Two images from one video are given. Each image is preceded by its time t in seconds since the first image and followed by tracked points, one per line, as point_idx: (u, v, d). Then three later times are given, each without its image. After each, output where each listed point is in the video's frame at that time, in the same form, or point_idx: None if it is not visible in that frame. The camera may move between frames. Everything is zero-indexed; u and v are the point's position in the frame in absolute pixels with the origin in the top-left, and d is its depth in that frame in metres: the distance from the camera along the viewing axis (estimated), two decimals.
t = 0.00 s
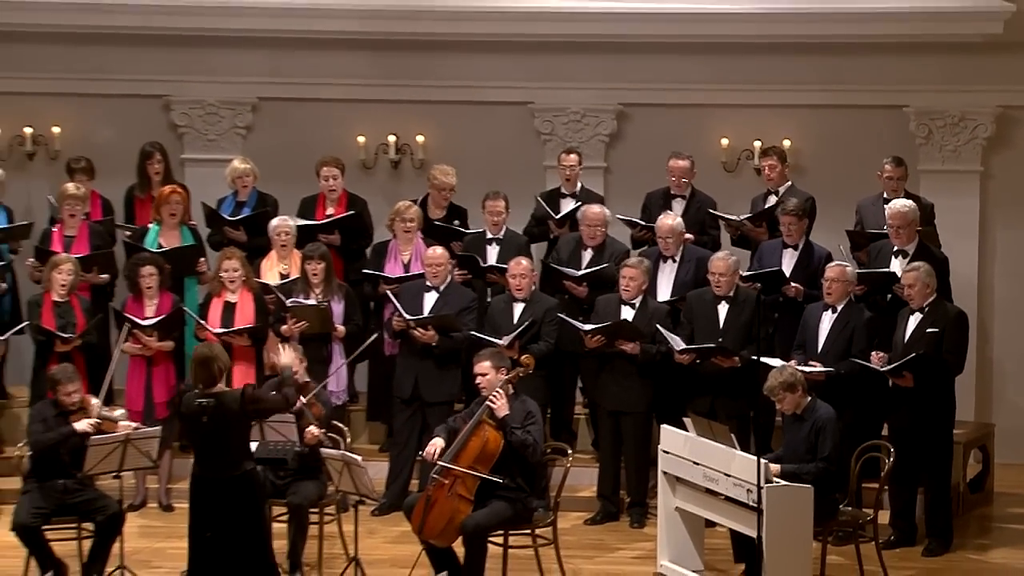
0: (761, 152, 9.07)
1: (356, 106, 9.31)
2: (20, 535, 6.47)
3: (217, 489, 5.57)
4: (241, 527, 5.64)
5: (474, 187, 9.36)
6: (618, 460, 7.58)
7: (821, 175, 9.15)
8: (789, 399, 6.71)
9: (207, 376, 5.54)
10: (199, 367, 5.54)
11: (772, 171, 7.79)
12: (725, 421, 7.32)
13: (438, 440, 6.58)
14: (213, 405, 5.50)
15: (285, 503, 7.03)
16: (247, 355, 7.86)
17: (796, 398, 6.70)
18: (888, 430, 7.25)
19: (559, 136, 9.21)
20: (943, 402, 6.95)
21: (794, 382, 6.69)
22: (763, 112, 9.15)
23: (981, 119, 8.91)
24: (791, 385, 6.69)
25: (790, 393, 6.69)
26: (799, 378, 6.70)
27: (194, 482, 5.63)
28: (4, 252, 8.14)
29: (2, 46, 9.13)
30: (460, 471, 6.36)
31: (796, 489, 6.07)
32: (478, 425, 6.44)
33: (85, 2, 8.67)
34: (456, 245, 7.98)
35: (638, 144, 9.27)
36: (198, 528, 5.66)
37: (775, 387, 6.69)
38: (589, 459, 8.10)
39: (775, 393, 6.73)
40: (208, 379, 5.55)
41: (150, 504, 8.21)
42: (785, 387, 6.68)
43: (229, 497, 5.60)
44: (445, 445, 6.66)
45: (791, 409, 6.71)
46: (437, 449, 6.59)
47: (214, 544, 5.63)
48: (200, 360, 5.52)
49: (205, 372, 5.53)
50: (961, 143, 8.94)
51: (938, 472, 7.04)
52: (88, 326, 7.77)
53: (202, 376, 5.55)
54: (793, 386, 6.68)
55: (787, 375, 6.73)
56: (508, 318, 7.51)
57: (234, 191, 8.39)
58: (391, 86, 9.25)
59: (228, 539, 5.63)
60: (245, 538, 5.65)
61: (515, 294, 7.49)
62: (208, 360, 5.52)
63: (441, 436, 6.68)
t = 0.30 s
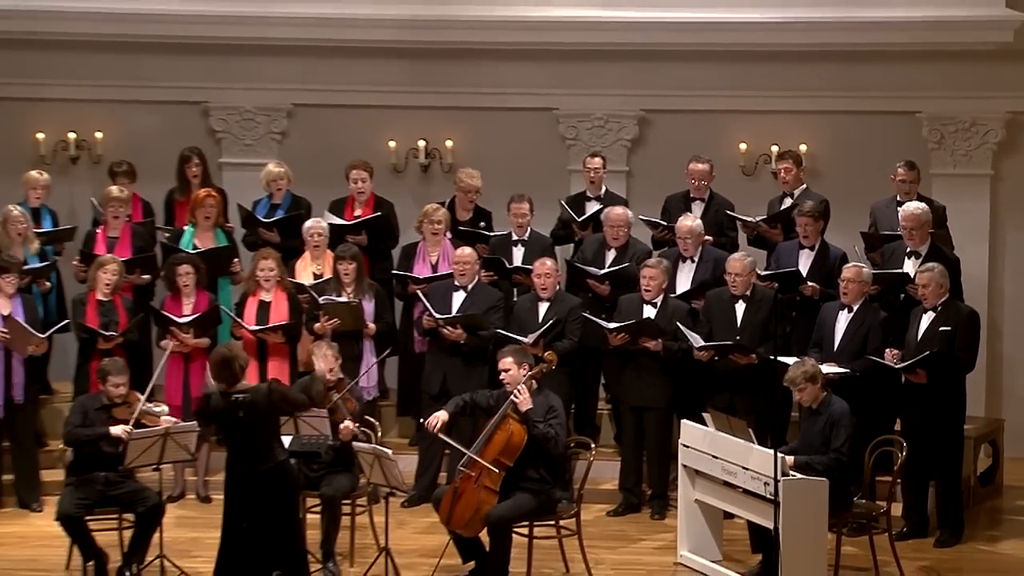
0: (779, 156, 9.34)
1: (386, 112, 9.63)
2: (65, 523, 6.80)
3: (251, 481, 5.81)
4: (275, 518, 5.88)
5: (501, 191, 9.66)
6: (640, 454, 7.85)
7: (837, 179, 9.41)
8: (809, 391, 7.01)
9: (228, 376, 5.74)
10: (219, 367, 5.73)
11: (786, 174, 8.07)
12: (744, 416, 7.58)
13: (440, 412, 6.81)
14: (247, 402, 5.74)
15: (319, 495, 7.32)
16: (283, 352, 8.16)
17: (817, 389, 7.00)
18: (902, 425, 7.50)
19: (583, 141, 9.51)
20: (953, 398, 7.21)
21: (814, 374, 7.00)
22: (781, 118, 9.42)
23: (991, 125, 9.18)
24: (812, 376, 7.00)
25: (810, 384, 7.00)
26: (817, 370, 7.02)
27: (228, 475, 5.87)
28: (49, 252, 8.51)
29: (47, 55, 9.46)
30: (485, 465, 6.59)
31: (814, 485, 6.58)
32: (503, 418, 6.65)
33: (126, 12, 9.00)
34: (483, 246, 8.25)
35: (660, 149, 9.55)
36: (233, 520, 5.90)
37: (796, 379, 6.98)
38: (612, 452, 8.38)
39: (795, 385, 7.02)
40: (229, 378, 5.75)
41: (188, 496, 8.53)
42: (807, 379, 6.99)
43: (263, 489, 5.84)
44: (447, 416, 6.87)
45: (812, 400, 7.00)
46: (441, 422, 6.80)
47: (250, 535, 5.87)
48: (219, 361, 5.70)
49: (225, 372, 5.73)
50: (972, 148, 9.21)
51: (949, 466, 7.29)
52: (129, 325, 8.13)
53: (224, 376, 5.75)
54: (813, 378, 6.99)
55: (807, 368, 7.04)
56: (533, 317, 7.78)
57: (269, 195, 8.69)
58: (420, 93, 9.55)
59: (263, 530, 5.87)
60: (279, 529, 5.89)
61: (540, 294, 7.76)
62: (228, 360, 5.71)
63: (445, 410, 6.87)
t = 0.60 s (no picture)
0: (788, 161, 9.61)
1: (407, 118, 9.93)
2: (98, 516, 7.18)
3: (279, 474, 5.99)
4: (300, 510, 6.06)
5: (518, 194, 9.95)
6: (653, 449, 8.11)
7: (845, 183, 9.68)
8: (817, 388, 7.27)
9: (266, 370, 5.95)
10: (258, 362, 5.94)
11: (795, 178, 8.36)
12: (754, 413, 7.83)
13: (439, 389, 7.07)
14: (276, 397, 5.96)
15: (342, 488, 7.58)
16: (307, 351, 8.42)
17: (824, 386, 7.26)
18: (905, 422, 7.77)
19: (599, 146, 9.79)
20: (955, 395, 7.49)
21: (822, 371, 7.26)
22: (790, 124, 9.70)
23: (993, 131, 9.47)
24: (819, 374, 7.26)
25: (818, 381, 7.26)
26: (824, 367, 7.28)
27: (255, 468, 6.04)
28: (83, 253, 8.86)
29: (80, 64, 9.78)
30: (500, 459, 6.87)
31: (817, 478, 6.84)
32: (519, 413, 6.92)
33: (158, 22, 9.29)
34: (500, 249, 8.51)
35: (672, 154, 9.82)
36: (258, 512, 6.07)
37: (804, 376, 7.25)
38: (625, 447, 8.67)
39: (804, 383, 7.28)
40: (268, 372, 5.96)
41: (216, 489, 8.83)
42: (815, 376, 7.25)
43: (289, 482, 6.01)
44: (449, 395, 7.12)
45: (820, 397, 7.26)
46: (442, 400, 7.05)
47: (277, 527, 6.04)
48: (259, 356, 5.92)
49: (264, 367, 5.94)
50: (974, 153, 9.50)
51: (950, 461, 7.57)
52: (160, 324, 8.43)
53: (261, 371, 5.96)
54: (821, 375, 7.25)
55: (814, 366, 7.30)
56: (550, 316, 8.05)
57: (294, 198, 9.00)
58: (440, 100, 9.85)
59: (290, 522, 6.06)
60: (304, 521, 6.07)
61: (557, 293, 8.03)
62: (267, 357, 5.93)
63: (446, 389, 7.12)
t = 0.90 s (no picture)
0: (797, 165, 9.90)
1: (427, 124, 10.24)
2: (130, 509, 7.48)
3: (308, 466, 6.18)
4: (326, 502, 6.26)
5: (536, 197, 10.25)
6: (666, 443, 8.39)
7: (853, 186, 9.96)
8: (824, 386, 7.51)
9: (318, 364, 6.01)
10: (313, 356, 6.00)
11: (803, 182, 8.63)
12: (763, 408, 8.09)
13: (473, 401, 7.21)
14: (303, 393, 6.13)
15: (365, 481, 7.84)
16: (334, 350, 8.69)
17: (831, 384, 7.50)
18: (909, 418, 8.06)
19: (614, 151, 10.09)
20: (956, 392, 7.78)
21: (829, 369, 7.50)
22: (799, 129, 9.98)
23: (996, 136, 9.73)
24: (826, 373, 7.50)
25: (825, 379, 7.50)
26: (830, 366, 7.51)
27: (285, 456, 6.23)
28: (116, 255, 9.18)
29: (113, 71, 10.09)
30: (518, 454, 7.14)
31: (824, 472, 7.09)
32: (535, 409, 7.20)
33: (188, 31, 9.64)
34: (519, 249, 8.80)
35: (685, 158, 10.12)
36: (284, 503, 6.26)
37: (812, 375, 7.49)
38: (640, 441, 8.97)
39: (812, 382, 7.53)
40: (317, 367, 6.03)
41: (244, 482, 9.16)
42: (822, 375, 7.49)
43: (317, 475, 6.21)
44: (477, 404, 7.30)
45: (828, 394, 7.51)
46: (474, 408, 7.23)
47: (302, 518, 6.24)
48: (316, 350, 5.98)
49: (317, 361, 6.00)
50: (978, 158, 9.76)
51: (952, 455, 7.86)
52: (191, 322, 8.74)
53: (314, 364, 6.01)
54: (827, 374, 7.50)
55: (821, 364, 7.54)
56: (566, 315, 8.32)
57: (321, 201, 9.32)
58: (460, 106, 10.15)
59: (315, 514, 6.25)
60: (329, 513, 6.27)
61: (573, 292, 8.29)
62: (322, 353, 5.99)
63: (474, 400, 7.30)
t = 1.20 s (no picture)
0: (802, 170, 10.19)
1: (443, 129, 10.55)
2: (157, 501, 7.78)
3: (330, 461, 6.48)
4: (343, 495, 6.54)
5: (548, 200, 10.56)
6: (674, 439, 8.66)
7: (855, 190, 10.25)
8: (826, 384, 7.78)
9: (356, 365, 6.36)
10: (352, 357, 6.36)
11: (810, 186, 8.90)
12: (768, 405, 8.36)
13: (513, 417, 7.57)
14: (323, 390, 6.44)
15: (382, 475, 8.12)
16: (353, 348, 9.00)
17: (832, 382, 7.76)
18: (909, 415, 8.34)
19: (624, 156, 10.38)
20: (955, 390, 8.06)
21: (830, 368, 7.76)
22: (803, 135, 10.27)
23: (995, 141, 10.00)
24: (828, 372, 7.77)
25: (827, 378, 7.76)
26: (832, 365, 7.78)
27: (308, 449, 6.50)
28: (143, 256, 9.49)
29: (139, 79, 10.41)
30: (530, 448, 7.45)
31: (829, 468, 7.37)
32: (548, 406, 7.48)
33: (213, 40, 9.96)
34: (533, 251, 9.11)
35: (693, 163, 10.41)
36: (306, 496, 6.57)
37: (814, 375, 7.75)
38: (649, 436, 9.27)
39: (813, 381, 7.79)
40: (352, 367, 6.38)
41: (266, 476, 9.46)
42: (824, 374, 7.75)
43: (338, 469, 6.50)
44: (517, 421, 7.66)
45: (830, 392, 7.77)
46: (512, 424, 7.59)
47: (322, 510, 6.54)
48: (355, 351, 6.34)
49: (356, 362, 6.35)
50: (977, 162, 10.02)
51: (951, 451, 8.14)
52: (214, 320, 9.06)
53: (352, 364, 6.35)
54: (829, 373, 7.76)
55: (823, 364, 7.80)
56: (577, 315, 8.58)
57: (342, 205, 9.63)
58: (475, 112, 10.45)
59: (334, 506, 6.54)
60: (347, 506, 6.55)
61: (584, 293, 8.57)
62: (360, 353, 6.35)
63: (515, 416, 7.69)
